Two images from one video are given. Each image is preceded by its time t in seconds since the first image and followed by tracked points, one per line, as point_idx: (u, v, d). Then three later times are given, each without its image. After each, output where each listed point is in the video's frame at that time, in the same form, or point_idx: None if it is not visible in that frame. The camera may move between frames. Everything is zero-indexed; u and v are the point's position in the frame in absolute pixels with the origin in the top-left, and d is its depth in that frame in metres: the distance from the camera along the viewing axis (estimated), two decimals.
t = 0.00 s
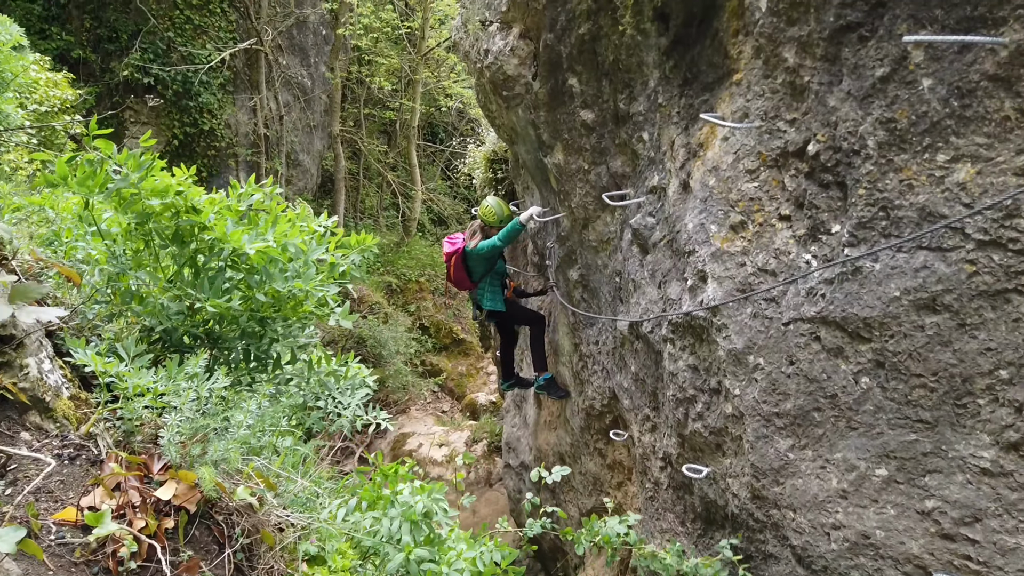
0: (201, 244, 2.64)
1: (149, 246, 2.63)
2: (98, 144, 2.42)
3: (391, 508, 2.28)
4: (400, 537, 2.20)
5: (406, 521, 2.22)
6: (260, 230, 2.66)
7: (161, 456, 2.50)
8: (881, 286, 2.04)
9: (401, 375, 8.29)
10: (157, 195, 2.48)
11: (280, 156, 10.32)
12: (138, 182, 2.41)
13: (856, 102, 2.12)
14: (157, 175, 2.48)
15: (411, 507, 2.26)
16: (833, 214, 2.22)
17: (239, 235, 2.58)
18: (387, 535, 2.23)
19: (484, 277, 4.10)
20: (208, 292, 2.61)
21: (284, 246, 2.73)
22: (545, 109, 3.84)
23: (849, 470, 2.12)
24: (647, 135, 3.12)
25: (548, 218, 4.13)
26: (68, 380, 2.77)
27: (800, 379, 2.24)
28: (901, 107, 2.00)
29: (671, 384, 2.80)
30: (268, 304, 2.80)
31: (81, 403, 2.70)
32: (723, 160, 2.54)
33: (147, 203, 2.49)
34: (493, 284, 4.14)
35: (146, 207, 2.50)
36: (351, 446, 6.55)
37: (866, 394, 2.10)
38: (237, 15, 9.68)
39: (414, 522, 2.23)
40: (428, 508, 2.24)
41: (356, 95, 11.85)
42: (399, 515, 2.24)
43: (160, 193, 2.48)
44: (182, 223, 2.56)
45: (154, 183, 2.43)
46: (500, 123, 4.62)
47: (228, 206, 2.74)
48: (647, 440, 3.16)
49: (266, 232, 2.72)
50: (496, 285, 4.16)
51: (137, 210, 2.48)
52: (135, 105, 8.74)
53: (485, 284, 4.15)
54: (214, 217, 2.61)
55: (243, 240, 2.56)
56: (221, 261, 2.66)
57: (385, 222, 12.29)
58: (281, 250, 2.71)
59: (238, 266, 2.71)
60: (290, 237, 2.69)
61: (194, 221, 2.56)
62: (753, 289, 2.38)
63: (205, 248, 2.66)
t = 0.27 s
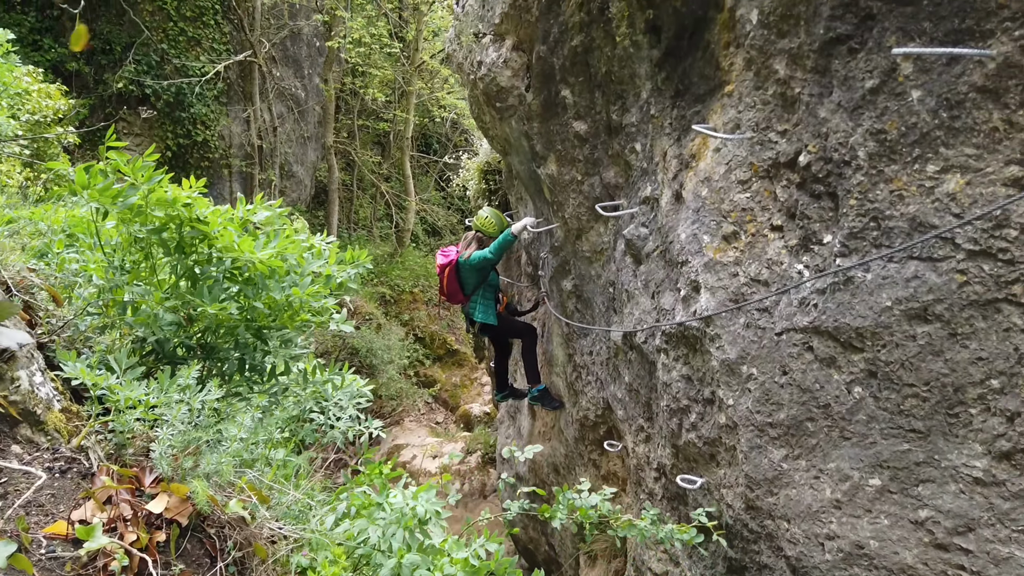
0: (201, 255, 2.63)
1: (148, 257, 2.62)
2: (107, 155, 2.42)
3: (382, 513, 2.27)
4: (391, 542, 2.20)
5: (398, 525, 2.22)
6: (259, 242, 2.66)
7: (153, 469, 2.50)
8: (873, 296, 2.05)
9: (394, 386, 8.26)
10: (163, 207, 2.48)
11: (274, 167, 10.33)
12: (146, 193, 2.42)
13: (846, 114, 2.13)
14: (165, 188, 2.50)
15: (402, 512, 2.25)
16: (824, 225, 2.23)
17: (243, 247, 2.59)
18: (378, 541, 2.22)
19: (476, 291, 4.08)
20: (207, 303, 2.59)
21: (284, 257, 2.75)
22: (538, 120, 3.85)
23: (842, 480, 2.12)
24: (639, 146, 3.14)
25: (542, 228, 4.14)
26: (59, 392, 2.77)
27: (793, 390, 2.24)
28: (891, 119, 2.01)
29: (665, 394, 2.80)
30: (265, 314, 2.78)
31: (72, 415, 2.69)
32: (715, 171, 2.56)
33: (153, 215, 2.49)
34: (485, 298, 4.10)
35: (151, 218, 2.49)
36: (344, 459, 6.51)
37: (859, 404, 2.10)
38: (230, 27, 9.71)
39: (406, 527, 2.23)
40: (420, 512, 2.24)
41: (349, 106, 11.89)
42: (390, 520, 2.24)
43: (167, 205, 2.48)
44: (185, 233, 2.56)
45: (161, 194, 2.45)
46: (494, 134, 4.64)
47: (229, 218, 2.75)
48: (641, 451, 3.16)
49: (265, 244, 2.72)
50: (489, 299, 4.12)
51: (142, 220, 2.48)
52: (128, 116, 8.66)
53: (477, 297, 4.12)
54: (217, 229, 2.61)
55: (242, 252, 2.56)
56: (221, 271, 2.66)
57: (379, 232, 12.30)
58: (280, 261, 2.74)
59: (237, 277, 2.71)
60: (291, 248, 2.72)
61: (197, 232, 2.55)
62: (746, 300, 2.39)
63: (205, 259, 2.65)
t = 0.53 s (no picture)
0: (189, 259, 2.60)
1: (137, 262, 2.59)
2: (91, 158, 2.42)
3: (376, 519, 2.28)
4: (385, 546, 2.20)
5: (392, 530, 2.23)
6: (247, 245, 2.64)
7: (144, 475, 2.50)
8: (865, 300, 2.06)
9: (388, 392, 8.24)
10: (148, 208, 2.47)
11: (267, 173, 10.32)
12: (131, 195, 2.41)
13: (837, 119, 2.14)
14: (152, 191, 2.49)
15: (397, 517, 2.26)
16: (816, 229, 2.24)
17: (230, 247, 2.57)
18: (372, 546, 2.22)
19: (471, 301, 4.06)
20: (196, 306, 2.56)
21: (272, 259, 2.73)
22: (531, 126, 3.86)
23: (836, 484, 2.12)
24: (632, 152, 3.15)
25: (535, 234, 4.15)
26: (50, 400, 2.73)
27: (786, 394, 2.24)
28: (882, 124, 2.02)
29: (659, 399, 2.81)
30: (255, 319, 2.75)
31: (63, 423, 2.66)
32: (708, 176, 2.57)
33: (138, 216, 2.47)
34: (480, 308, 4.10)
35: (136, 220, 2.47)
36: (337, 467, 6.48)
37: (851, 408, 2.10)
38: (223, 34, 9.72)
39: (400, 532, 2.24)
40: (414, 517, 2.25)
41: (342, 113, 11.90)
42: (384, 525, 2.25)
43: (152, 206, 2.46)
44: (171, 236, 2.54)
45: (148, 197, 2.43)
46: (487, 140, 4.65)
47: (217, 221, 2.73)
48: (635, 456, 3.16)
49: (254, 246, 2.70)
50: (484, 310, 4.12)
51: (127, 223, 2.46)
52: (120, 123, 8.64)
53: (472, 309, 4.10)
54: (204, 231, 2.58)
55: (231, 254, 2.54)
56: (210, 275, 2.64)
57: (373, 238, 12.30)
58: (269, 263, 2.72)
59: (226, 281, 2.69)
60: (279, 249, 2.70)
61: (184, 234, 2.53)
62: (739, 304, 2.40)
63: (193, 263, 2.63)
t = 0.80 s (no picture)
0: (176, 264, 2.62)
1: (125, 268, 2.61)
2: (74, 164, 2.43)
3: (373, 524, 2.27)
4: (382, 552, 2.18)
5: (390, 536, 2.21)
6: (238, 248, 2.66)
7: (139, 481, 2.46)
8: (859, 304, 2.06)
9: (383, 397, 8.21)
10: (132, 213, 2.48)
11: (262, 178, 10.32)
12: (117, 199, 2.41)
13: (831, 124, 2.15)
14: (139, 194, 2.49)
15: (395, 522, 2.25)
16: (811, 233, 2.24)
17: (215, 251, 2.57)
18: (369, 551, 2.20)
19: (465, 303, 4.04)
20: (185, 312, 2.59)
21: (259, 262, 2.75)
22: (527, 131, 3.87)
23: (831, 488, 2.12)
24: (627, 157, 3.15)
25: (530, 238, 4.15)
26: (45, 405, 2.73)
27: (781, 398, 2.24)
28: (875, 128, 2.03)
29: (655, 403, 2.81)
30: (245, 324, 2.78)
31: (57, 428, 2.66)
32: (703, 181, 2.58)
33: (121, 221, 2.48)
34: (472, 311, 4.09)
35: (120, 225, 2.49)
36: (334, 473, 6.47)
37: (847, 411, 2.10)
38: (218, 39, 9.71)
39: (397, 538, 2.22)
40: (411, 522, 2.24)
41: (338, 117, 11.90)
42: (381, 530, 2.24)
43: (135, 211, 2.48)
44: (157, 241, 2.55)
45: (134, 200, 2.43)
46: (482, 145, 4.66)
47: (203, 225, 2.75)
48: (631, 460, 3.16)
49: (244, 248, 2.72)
50: (476, 312, 4.11)
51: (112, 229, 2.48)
52: (115, 127, 8.66)
53: (465, 310, 4.08)
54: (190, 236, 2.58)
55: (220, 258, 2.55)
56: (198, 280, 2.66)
57: (368, 243, 12.31)
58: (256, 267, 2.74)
59: (215, 286, 2.71)
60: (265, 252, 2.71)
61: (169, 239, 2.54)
62: (734, 308, 2.40)
63: (181, 268, 2.64)
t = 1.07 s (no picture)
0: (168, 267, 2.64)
1: (118, 272, 2.61)
2: (64, 166, 2.42)
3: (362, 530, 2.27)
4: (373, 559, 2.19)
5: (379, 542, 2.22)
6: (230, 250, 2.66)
7: (133, 489, 2.47)
8: (854, 309, 2.07)
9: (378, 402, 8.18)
10: (124, 216, 2.47)
11: (258, 183, 10.31)
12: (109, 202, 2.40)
13: (826, 129, 2.15)
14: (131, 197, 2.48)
15: (383, 528, 2.25)
16: (805, 239, 2.25)
17: (208, 251, 2.58)
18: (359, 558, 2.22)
19: (461, 310, 4.03)
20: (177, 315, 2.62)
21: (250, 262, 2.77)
22: (522, 136, 3.88)
23: (827, 493, 2.12)
24: (622, 162, 3.16)
25: (526, 244, 4.16)
26: (39, 412, 2.72)
27: (777, 403, 2.25)
28: (869, 134, 2.04)
29: (651, 408, 2.81)
30: (235, 326, 2.84)
31: (52, 436, 2.64)
32: (698, 186, 2.59)
33: (113, 224, 2.47)
34: (469, 318, 4.06)
35: (111, 228, 2.47)
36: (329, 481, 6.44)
37: (842, 416, 2.11)
38: (214, 44, 9.72)
39: (387, 543, 2.23)
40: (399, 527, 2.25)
41: (334, 123, 11.92)
42: (369, 536, 2.24)
43: (127, 214, 2.46)
44: (149, 243, 2.55)
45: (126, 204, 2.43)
46: (478, 151, 4.67)
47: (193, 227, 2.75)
48: (628, 466, 3.16)
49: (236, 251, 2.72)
50: (473, 319, 4.08)
51: (104, 231, 2.47)
52: (110, 133, 8.61)
53: (462, 318, 4.06)
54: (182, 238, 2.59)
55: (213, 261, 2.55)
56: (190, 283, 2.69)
57: (364, 248, 12.31)
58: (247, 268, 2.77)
59: (206, 288, 2.74)
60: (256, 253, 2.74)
61: (161, 241, 2.53)
62: (730, 313, 2.40)
63: (175, 270, 2.65)
